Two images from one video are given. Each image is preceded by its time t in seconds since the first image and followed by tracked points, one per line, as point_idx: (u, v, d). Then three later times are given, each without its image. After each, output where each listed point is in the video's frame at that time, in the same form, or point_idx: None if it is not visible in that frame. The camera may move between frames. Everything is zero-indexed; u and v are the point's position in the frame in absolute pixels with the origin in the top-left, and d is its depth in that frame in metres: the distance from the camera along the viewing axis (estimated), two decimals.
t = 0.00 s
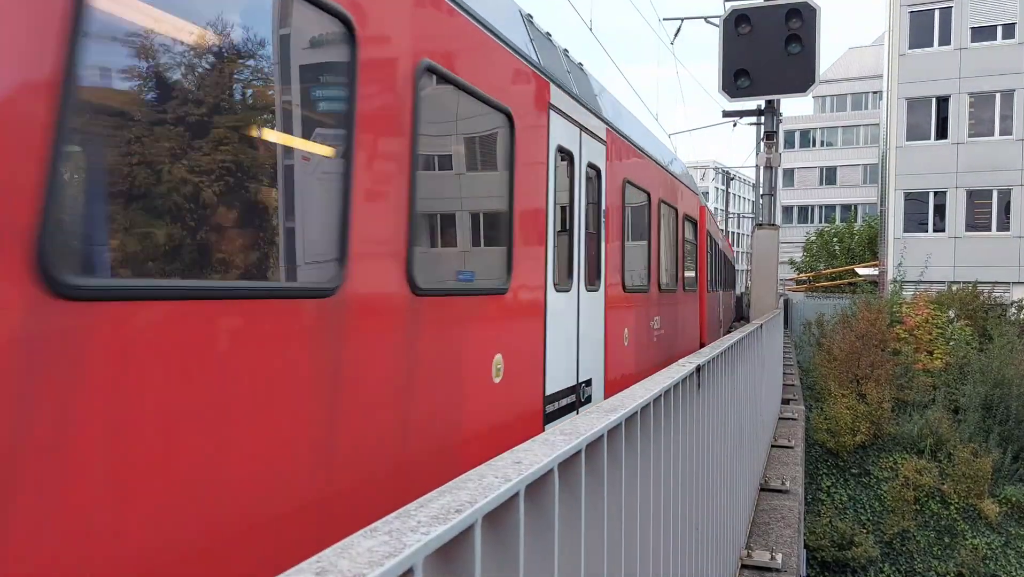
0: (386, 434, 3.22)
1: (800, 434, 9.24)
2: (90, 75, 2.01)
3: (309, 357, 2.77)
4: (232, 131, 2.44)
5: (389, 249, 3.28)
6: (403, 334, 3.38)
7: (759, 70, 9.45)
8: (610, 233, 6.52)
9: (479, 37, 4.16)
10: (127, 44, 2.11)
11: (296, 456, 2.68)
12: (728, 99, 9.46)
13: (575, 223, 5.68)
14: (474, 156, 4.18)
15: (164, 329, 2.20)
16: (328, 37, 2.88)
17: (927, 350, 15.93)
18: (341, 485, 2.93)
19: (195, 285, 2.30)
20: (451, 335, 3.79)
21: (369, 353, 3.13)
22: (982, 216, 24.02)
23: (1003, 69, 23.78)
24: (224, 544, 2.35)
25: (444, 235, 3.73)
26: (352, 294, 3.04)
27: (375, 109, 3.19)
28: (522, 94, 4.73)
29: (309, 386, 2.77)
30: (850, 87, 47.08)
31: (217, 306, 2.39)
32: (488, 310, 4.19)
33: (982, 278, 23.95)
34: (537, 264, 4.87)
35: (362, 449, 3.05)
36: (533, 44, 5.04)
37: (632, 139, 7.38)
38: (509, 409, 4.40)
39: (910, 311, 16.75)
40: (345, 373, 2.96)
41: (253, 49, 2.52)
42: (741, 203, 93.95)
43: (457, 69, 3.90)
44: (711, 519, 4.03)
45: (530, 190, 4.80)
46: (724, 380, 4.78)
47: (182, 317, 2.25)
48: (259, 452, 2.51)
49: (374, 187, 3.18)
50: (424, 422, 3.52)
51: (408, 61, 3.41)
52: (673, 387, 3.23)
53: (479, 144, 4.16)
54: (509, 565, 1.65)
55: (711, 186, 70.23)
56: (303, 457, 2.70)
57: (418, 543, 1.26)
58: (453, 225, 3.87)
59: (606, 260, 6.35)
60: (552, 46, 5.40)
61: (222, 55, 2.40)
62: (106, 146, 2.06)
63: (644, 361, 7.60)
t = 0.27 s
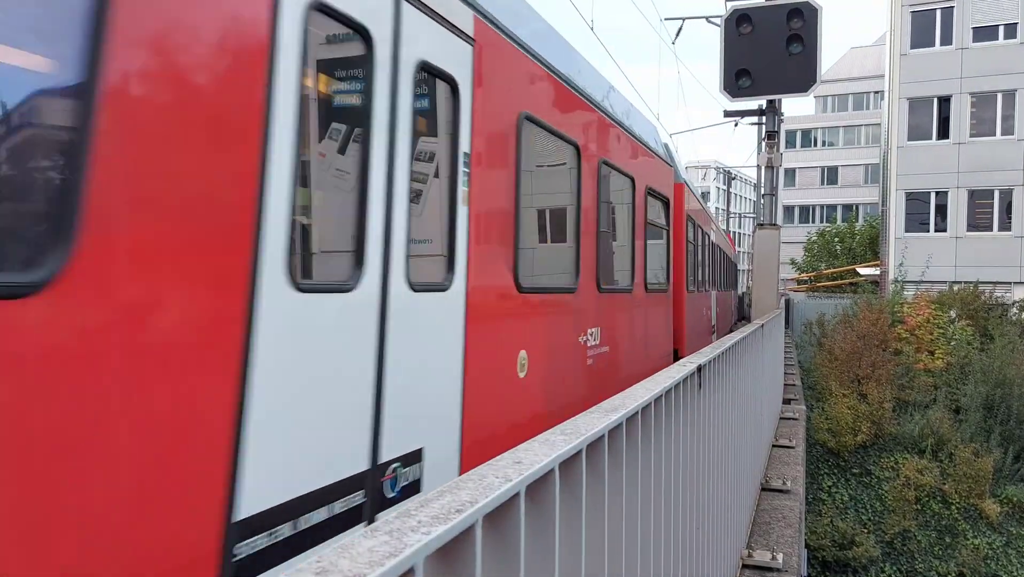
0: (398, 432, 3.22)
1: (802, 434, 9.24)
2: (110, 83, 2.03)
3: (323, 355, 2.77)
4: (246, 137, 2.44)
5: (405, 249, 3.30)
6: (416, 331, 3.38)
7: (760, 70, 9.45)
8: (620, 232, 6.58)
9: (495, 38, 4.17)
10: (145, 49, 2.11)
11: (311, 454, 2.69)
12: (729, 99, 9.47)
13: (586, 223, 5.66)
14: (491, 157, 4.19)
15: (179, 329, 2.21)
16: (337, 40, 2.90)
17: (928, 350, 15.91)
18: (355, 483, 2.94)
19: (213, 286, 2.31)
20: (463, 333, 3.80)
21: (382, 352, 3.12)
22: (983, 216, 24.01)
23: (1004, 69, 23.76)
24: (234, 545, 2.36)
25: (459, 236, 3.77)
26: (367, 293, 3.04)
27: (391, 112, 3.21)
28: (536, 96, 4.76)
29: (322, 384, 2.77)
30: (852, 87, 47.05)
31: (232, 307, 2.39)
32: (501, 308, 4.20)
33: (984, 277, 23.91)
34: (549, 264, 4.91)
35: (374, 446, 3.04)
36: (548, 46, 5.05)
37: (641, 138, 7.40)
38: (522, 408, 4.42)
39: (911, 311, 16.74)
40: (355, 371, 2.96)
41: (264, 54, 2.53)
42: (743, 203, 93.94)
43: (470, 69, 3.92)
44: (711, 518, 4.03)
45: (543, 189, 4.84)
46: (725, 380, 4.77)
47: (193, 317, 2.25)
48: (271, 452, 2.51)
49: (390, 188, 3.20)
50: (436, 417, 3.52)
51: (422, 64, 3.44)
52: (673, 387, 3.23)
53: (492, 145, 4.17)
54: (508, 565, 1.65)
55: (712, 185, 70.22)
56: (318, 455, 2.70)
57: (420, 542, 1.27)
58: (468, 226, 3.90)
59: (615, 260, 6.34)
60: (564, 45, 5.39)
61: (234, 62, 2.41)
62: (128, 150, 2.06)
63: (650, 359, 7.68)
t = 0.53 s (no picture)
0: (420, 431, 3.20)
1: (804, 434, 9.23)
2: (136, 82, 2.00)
3: (346, 355, 2.75)
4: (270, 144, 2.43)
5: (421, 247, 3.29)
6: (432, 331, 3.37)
7: (761, 69, 9.45)
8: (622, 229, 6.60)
9: (507, 37, 4.14)
10: (168, 47, 2.08)
11: (334, 456, 2.66)
12: (730, 99, 9.47)
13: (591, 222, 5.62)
14: (501, 155, 4.19)
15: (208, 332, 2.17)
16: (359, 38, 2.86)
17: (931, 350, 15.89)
18: (377, 483, 2.91)
19: (234, 285, 2.28)
20: (479, 332, 3.78)
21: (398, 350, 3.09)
22: (986, 215, 23.98)
23: (1006, 68, 23.74)
24: (262, 549, 2.32)
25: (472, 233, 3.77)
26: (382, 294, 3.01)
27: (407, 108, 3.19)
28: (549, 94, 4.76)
29: (347, 384, 2.74)
30: (853, 86, 47.02)
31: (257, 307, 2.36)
32: (511, 307, 4.18)
33: (987, 276, 23.86)
34: (561, 262, 4.91)
35: (396, 445, 3.02)
36: (556, 44, 5.04)
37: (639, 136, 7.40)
38: (533, 411, 4.42)
39: (914, 311, 16.73)
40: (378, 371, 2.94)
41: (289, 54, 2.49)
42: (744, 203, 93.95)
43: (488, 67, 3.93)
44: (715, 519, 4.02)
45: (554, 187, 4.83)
46: (727, 380, 4.77)
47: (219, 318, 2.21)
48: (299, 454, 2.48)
49: (407, 186, 3.19)
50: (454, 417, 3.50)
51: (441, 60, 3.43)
52: (675, 387, 3.22)
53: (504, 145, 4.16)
54: (511, 564, 1.65)
55: (714, 185, 70.21)
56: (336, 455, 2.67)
57: (423, 543, 1.27)
58: (480, 223, 3.91)
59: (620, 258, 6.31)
60: (569, 45, 5.37)
61: (257, 60, 2.36)
62: (147, 149, 2.04)
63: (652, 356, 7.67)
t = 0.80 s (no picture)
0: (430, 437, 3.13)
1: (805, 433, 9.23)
2: (121, 85, 1.91)
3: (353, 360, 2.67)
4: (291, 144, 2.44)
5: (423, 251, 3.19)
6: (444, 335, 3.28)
7: (762, 68, 9.43)
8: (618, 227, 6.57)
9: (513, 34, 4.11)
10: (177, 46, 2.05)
11: (349, 463, 2.62)
12: (731, 98, 9.44)
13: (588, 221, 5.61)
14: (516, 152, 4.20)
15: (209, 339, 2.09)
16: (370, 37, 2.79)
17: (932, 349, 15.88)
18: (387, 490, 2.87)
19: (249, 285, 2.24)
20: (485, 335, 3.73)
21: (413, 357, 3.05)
22: (987, 213, 23.97)
23: (1008, 67, 23.73)
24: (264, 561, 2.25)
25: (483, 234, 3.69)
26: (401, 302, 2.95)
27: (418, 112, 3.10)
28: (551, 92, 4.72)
29: (355, 389, 2.66)
30: (854, 85, 47.01)
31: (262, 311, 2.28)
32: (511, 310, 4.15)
33: (988, 275, 23.84)
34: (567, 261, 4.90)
35: (405, 452, 2.95)
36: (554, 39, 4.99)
37: (634, 134, 7.36)
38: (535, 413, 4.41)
39: (915, 310, 16.71)
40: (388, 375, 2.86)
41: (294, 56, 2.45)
42: (745, 202, 93.92)
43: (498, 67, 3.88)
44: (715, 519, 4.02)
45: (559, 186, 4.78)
46: (727, 380, 4.77)
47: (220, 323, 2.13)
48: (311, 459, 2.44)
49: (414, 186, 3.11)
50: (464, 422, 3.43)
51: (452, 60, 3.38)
52: (675, 387, 3.21)
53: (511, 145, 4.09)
54: (508, 564, 1.65)
55: (714, 184, 70.21)
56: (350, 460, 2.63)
57: (421, 542, 1.27)
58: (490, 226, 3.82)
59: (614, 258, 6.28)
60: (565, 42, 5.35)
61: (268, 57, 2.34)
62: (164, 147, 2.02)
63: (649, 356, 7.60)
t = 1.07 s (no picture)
0: (403, 441, 3.15)
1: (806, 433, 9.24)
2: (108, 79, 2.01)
3: (330, 367, 2.68)
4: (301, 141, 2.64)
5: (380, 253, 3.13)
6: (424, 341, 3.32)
7: (762, 68, 9.43)
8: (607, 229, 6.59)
9: (490, 30, 4.17)
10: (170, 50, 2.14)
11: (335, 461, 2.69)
12: (731, 98, 9.42)
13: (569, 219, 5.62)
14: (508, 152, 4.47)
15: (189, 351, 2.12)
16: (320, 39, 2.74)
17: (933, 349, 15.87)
18: (375, 488, 2.93)
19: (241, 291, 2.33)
20: (459, 343, 3.74)
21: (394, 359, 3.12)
22: (987, 213, 23.98)
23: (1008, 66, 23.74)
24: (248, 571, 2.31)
25: (448, 233, 3.66)
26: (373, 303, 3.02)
27: (375, 102, 3.02)
28: (525, 90, 4.71)
29: (332, 399, 2.68)
30: (854, 85, 46.99)
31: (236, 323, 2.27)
32: (495, 313, 4.18)
33: (988, 275, 23.83)
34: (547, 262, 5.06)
35: (378, 458, 2.97)
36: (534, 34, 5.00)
37: (627, 135, 7.39)
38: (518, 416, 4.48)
39: (915, 310, 16.69)
40: (366, 384, 2.88)
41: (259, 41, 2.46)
42: (744, 202, 93.91)
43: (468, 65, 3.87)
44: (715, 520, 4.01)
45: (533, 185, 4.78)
46: (728, 379, 4.76)
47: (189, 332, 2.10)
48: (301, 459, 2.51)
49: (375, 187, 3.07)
50: (436, 428, 3.46)
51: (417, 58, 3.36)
52: (675, 387, 3.20)
53: (484, 141, 4.06)
54: (508, 565, 1.66)
55: (714, 185, 70.16)
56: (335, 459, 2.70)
57: (420, 544, 1.27)
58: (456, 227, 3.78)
59: (597, 261, 6.29)
60: (550, 38, 5.37)
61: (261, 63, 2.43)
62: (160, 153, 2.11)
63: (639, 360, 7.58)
